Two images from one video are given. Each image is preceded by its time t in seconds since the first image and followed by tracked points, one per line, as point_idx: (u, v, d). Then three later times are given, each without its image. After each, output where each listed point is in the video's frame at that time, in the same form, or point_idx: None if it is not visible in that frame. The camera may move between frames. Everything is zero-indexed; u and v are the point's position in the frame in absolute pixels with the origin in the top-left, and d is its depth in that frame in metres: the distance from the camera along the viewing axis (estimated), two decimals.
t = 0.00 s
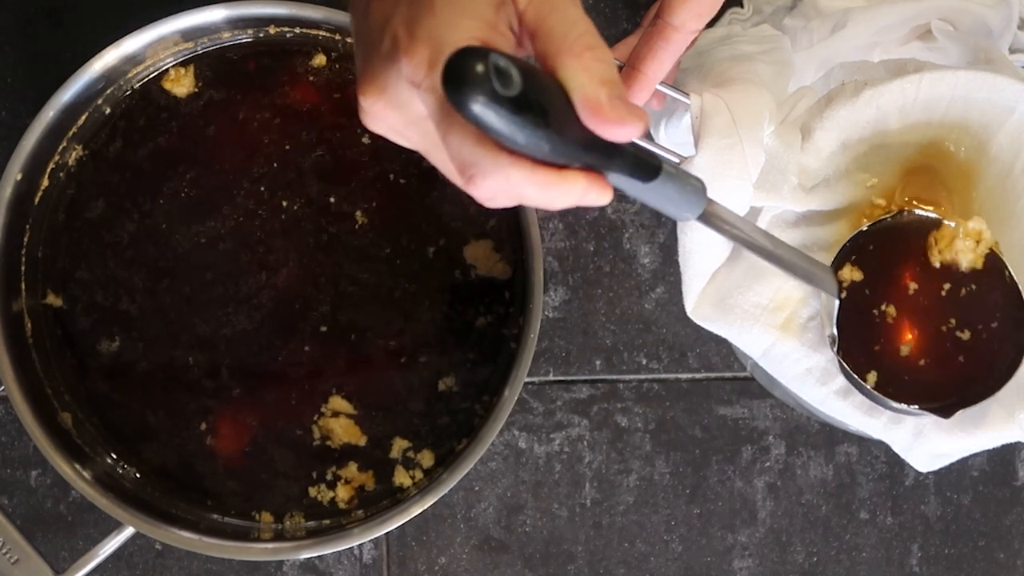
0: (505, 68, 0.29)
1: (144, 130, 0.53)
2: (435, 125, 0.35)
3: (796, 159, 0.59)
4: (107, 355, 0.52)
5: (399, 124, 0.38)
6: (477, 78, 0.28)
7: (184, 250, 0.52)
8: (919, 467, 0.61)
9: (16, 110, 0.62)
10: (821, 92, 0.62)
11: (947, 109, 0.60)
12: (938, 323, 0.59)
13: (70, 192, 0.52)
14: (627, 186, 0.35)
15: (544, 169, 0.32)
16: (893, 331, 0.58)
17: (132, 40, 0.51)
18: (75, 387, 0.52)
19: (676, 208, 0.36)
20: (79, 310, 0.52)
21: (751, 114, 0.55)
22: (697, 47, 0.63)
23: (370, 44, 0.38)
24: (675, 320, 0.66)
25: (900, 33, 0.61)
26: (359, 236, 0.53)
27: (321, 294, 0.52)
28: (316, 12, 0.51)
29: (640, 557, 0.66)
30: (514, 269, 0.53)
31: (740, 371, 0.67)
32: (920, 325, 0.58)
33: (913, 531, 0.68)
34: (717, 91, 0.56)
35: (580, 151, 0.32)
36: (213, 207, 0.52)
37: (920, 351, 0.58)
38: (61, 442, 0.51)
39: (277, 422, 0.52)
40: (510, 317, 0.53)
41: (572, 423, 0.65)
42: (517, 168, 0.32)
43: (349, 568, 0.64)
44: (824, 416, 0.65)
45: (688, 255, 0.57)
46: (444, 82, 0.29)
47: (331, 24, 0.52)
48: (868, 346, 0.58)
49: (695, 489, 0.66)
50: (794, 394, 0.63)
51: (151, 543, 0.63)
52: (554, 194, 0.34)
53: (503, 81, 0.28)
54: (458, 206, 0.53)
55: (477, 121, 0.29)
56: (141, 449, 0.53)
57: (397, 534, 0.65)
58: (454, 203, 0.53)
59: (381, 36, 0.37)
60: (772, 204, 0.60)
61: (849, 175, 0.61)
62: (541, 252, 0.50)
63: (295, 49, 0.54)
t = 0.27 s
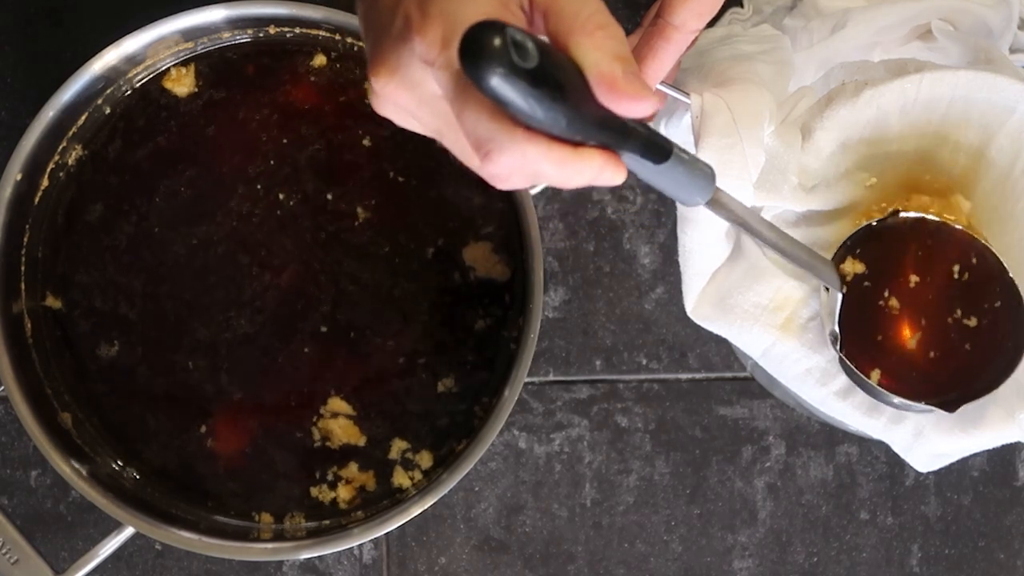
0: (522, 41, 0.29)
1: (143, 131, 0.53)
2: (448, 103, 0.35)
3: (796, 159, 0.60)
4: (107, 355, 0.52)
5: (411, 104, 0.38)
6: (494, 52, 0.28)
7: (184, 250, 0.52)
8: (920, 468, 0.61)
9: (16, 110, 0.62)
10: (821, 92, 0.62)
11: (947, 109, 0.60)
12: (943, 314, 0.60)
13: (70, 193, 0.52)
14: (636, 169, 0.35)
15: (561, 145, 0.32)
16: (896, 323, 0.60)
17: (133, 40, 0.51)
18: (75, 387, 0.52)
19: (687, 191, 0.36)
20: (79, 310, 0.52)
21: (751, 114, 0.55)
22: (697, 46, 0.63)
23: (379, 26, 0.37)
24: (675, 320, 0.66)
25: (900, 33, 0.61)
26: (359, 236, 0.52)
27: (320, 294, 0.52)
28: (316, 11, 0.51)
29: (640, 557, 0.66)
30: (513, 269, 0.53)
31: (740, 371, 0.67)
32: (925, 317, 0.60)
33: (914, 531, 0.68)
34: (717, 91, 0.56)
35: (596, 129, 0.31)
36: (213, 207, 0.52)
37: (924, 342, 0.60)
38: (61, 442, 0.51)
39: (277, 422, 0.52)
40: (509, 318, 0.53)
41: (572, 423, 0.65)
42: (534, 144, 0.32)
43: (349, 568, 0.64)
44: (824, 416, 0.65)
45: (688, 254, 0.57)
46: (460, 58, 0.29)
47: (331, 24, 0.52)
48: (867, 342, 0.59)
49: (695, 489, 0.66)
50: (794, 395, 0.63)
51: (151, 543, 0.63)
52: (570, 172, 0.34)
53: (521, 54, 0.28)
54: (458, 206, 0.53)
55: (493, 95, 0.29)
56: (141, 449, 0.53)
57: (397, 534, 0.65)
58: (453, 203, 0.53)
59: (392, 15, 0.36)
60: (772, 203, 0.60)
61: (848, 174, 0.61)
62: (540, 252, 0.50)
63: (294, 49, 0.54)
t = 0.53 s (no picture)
0: None
1: (143, 131, 0.53)
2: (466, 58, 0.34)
3: (796, 159, 0.60)
4: (107, 355, 0.52)
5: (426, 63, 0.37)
6: None
7: (184, 250, 0.52)
8: (920, 468, 0.61)
9: (16, 110, 0.62)
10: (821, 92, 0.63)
11: (947, 109, 0.60)
12: (946, 284, 0.60)
13: (70, 192, 0.52)
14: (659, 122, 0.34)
15: (585, 91, 0.31)
16: (898, 298, 0.59)
17: (133, 40, 0.51)
18: (75, 387, 0.52)
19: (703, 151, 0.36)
20: (79, 310, 0.52)
21: (751, 113, 0.55)
22: (697, 46, 0.63)
23: None
24: (675, 320, 0.66)
25: (899, 33, 0.61)
26: (359, 236, 0.53)
27: (320, 294, 0.52)
28: (316, 11, 0.51)
29: (640, 557, 0.66)
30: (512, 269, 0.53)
31: (740, 371, 0.67)
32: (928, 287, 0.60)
33: (914, 531, 0.68)
34: (717, 91, 0.56)
35: (619, 74, 0.31)
36: (212, 207, 0.52)
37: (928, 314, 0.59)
38: (61, 442, 0.51)
39: (276, 423, 0.52)
40: (509, 317, 0.53)
41: (572, 423, 0.65)
42: (558, 87, 0.31)
43: (349, 568, 0.64)
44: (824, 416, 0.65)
45: (688, 255, 0.57)
46: None
47: (331, 24, 0.52)
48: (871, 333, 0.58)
49: (695, 489, 0.66)
50: (795, 395, 0.63)
51: (151, 543, 0.63)
52: (594, 121, 0.33)
53: None
54: (458, 207, 0.53)
55: (519, 36, 0.29)
56: (141, 449, 0.53)
57: (397, 534, 0.65)
58: (454, 203, 0.53)
59: None
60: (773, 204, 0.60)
61: (848, 174, 0.61)
62: (541, 253, 0.50)
63: (294, 48, 0.54)
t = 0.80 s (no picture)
0: None
1: (143, 131, 0.53)
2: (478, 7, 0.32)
3: (796, 159, 0.60)
4: (107, 355, 0.52)
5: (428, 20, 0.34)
6: None
7: (184, 250, 0.52)
8: (920, 467, 0.61)
9: (17, 110, 0.62)
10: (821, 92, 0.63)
11: (948, 109, 0.60)
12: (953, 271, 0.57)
13: (70, 192, 0.53)
14: (671, 80, 0.32)
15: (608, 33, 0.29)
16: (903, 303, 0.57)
17: (133, 40, 0.51)
18: (75, 387, 0.53)
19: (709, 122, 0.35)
20: (79, 310, 0.52)
21: (750, 114, 0.55)
22: (697, 46, 0.62)
23: None
24: (675, 320, 0.66)
25: (899, 33, 0.61)
26: (360, 236, 0.53)
27: (321, 294, 0.52)
28: (316, 12, 0.51)
29: (640, 557, 0.66)
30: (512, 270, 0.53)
31: (740, 371, 0.67)
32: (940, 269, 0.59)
33: (913, 531, 0.68)
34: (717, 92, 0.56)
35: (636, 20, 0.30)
36: (212, 207, 0.52)
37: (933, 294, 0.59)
38: (61, 442, 0.51)
39: (276, 422, 0.52)
40: (509, 318, 0.53)
41: (572, 423, 0.65)
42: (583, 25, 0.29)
43: (349, 568, 0.64)
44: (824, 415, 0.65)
45: (688, 255, 0.57)
46: None
47: (331, 24, 0.52)
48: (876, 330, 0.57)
49: (695, 489, 0.66)
50: (795, 395, 0.63)
51: (151, 542, 0.63)
52: (613, 71, 0.30)
53: None
54: (458, 207, 0.53)
55: None
56: (141, 449, 0.53)
57: (397, 534, 0.65)
58: (454, 203, 0.53)
59: None
60: (770, 205, 0.59)
61: (849, 174, 0.61)
62: (541, 254, 0.50)
63: (294, 48, 0.54)
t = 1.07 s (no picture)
0: None
1: (143, 131, 0.53)
2: None
3: (796, 158, 0.60)
4: (107, 354, 0.52)
5: None
6: None
7: (184, 250, 0.52)
8: (920, 467, 0.61)
9: (17, 110, 0.62)
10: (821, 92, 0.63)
11: (947, 108, 0.60)
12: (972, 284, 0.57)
13: (70, 192, 0.53)
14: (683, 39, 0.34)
15: None
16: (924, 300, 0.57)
17: (133, 40, 0.51)
18: (75, 387, 0.53)
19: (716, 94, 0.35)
20: (80, 310, 0.52)
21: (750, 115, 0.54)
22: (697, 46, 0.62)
23: None
24: (675, 320, 0.66)
25: (899, 33, 0.61)
26: (360, 236, 0.53)
27: (321, 293, 0.52)
28: (316, 12, 0.51)
29: (640, 557, 0.66)
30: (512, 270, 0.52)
31: (740, 371, 0.67)
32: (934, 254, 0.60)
33: (913, 531, 0.68)
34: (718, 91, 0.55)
35: None
36: (212, 207, 0.52)
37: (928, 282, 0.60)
38: (61, 442, 0.51)
39: (276, 423, 0.52)
40: (509, 317, 0.52)
41: (572, 423, 0.65)
42: None
43: (349, 568, 0.64)
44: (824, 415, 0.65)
45: (688, 255, 0.57)
46: None
47: (331, 24, 0.52)
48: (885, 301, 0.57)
49: (695, 489, 0.66)
50: (795, 394, 0.63)
51: (151, 542, 0.63)
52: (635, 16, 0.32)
53: None
54: (458, 207, 0.53)
55: None
56: (140, 449, 0.53)
57: (397, 534, 0.65)
58: (455, 202, 0.53)
59: None
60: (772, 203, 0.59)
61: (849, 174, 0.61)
62: (541, 254, 0.50)
63: (294, 48, 0.53)
